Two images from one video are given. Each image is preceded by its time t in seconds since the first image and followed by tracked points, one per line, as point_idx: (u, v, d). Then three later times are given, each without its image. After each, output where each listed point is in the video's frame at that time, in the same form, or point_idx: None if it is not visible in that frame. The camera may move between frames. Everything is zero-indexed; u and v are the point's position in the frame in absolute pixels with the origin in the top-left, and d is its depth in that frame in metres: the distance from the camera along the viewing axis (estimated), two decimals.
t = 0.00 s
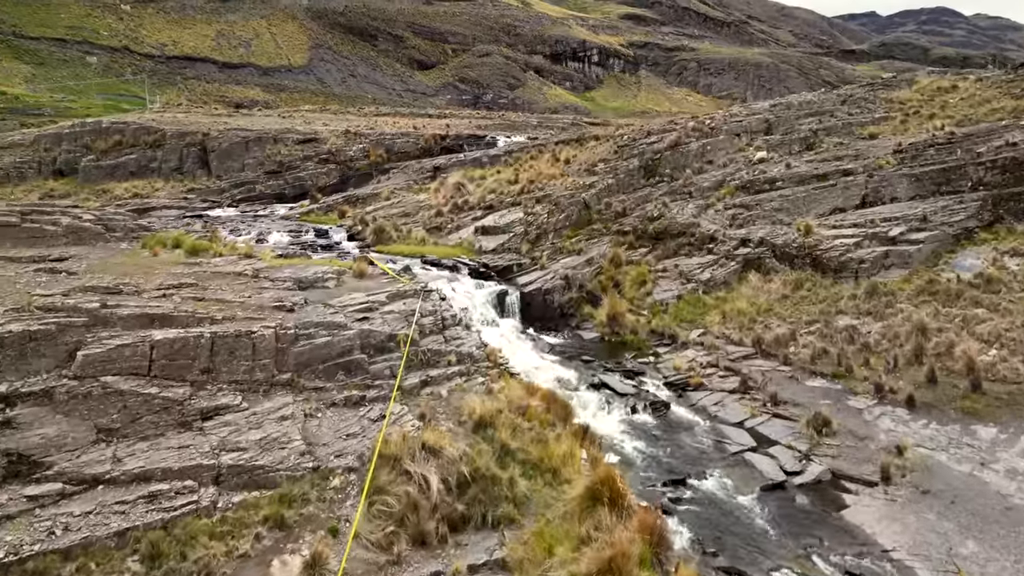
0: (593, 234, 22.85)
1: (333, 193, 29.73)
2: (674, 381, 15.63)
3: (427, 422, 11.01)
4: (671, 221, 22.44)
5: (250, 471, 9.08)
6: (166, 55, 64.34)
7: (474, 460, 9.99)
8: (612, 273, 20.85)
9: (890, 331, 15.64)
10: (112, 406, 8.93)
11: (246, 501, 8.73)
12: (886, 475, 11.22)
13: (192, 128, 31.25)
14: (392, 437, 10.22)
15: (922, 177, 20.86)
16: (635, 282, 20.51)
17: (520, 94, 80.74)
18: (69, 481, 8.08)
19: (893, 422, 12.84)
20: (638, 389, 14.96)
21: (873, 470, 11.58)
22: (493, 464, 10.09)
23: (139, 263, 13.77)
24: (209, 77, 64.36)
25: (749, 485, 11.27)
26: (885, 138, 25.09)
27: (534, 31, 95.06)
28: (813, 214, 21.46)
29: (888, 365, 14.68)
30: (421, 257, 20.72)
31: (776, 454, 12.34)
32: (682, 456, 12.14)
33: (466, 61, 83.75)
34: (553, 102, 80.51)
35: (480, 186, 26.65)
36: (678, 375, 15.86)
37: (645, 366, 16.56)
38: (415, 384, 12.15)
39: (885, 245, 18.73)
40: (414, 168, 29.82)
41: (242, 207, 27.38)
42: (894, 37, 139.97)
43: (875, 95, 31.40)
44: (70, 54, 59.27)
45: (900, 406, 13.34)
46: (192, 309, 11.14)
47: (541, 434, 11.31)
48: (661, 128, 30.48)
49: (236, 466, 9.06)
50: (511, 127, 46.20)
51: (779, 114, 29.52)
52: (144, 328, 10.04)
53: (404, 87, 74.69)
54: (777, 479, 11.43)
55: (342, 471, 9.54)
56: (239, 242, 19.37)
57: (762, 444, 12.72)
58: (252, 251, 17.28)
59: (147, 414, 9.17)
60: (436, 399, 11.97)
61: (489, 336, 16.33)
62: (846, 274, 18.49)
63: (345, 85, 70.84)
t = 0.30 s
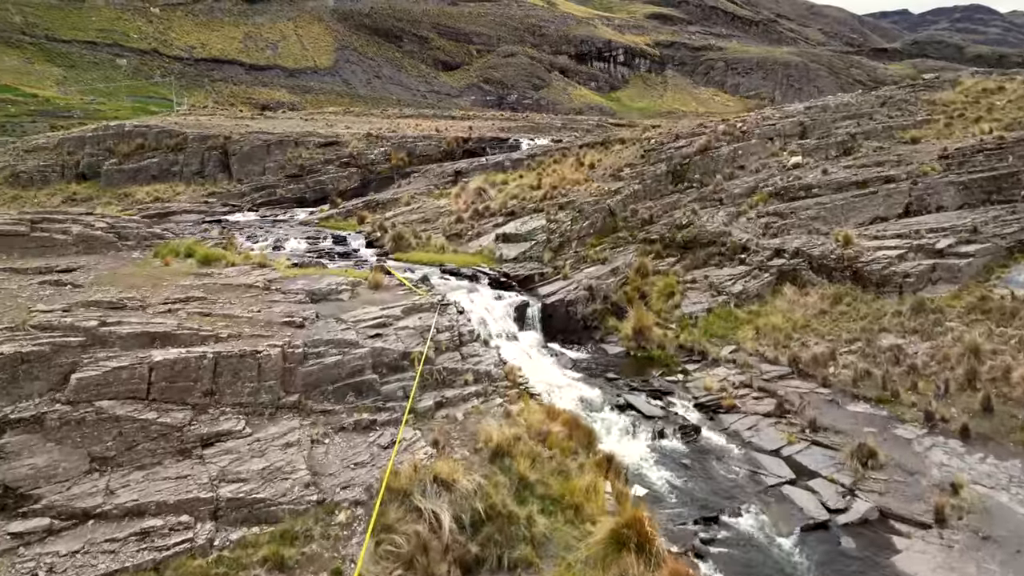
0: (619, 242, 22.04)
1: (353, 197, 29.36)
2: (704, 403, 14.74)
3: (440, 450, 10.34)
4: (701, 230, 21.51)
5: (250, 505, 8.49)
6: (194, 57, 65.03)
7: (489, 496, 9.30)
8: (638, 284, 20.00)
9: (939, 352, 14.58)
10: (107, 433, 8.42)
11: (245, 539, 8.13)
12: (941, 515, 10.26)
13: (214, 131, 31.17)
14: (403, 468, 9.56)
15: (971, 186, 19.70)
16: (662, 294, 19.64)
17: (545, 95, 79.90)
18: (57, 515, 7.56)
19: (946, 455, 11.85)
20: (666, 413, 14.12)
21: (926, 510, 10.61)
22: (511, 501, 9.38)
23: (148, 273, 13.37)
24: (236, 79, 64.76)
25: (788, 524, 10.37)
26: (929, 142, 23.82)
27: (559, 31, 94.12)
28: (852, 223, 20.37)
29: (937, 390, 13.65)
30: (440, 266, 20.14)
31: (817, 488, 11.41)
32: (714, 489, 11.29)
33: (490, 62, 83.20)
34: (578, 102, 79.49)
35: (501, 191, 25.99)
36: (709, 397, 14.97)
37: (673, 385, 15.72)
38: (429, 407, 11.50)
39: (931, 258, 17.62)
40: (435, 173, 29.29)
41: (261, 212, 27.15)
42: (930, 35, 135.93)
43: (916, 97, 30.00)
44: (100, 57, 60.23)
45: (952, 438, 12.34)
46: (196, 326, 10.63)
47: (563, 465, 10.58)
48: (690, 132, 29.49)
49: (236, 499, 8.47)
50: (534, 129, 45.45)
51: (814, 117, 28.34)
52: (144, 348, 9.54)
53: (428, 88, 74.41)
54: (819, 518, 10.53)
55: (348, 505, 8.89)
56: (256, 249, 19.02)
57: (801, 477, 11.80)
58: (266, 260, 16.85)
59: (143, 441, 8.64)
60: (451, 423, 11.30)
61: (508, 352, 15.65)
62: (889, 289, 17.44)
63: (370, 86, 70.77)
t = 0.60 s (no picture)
0: (645, 251, 21.18)
1: (373, 201, 28.91)
2: (737, 427, 13.86)
3: (454, 481, 9.67)
4: (732, 238, 20.53)
5: (247, 543, 7.88)
6: (222, 59, 65.58)
7: (506, 537, 8.65)
8: (665, 295, 19.13)
9: (994, 376, 13.48)
10: (98, 463, 7.91)
11: None
12: (1006, 565, 9.28)
13: (236, 134, 31.03)
14: (413, 502, 8.89)
15: None
16: (691, 306, 18.76)
17: (570, 95, 78.86)
18: (39, 555, 7.02)
19: (1006, 494, 10.84)
20: (696, 437, 13.27)
21: (985, 557, 9.66)
22: (528, 542, 8.72)
23: (156, 284, 12.96)
24: (263, 80, 65.04)
25: (832, 568, 9.51)
26: (977, 146, 22.49)
27: (585, 31, 93.02)
28: (895, 233, 19.22)
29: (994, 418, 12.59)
30: (460, 276, 19.54)
31: (863, 528, 10.51)
32: (749, 526, 10.47)
33: (515, 62, 82.50)
34: (603, 103, 78.31)
35: (524, 196, 25.28)
36: (742, 420, 14.06)
37: (703, 406, 14.87)
38: (444, 431, 10.84)
39: (983, 272, 16.44)
40: (456, 176, 28.70)
41: (280, 216, 26.88)
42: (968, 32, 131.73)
43: (962, 98, 28.51)
44: (130, 59, 61.05)
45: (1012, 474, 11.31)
46: (200, 344, 10.11)
47: (584, 497, 9.93)
48: (720, 135, 28.44)
49: (233, 537, 7.87)
50: (559, 131, 44.64)
51: (852, 120, 27.07)
52: (142, 369, 9.03)
53: (452, 89, 73.99)
54: (868, 564, 9.63)
55: (353, 543, 8.22)
56: (271, 257, 18.61)
57: (845, 514, 10.89)
58: (280, 269, 16.39)
59: (137, 471, 8.11)
60: (466, 450, 10.62)
61: (527, 368, 14.95)
62: (937, 305, 16.32)
63: (395, 87, 70.55)
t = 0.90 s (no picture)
0: (672, 260, 20.30)
1: (394, 205, 28.45)
2: (772, 454, 12.97)
3: (467, 517, 9.02)
4: (765, 248, 19.54)
5: None
6: (249, 61, 66.02)
7: None
8: (694, 307, 18.24)
9: None
10: (87, 496, 7.42)
11: None
12: None
13: (257, 137, 30.84)
14: (424, 542, 8.26)
15: None
16: (722, 319, 17.82)
17: (596, 95, 77.71)
18: None
19: None
20: (729, 465, 12.42)
21: None
22: None
23: (164, 296, 12.53)
24: (289, 82, 65.28)
25: None
26: None
27: (611, 30, 91.78)
28: (941, 244, 18.07)
29: None
30: (479, 286, 18.90)
31: (914, 574, 9.62)
32: (788, 572, 9.67)
33: (540, 62, 81.68)
34: (629, 103, 77.00)
35: (546, 202, 24.55)
36: (777, 446, 13.16)
37: (735, 429, 13.98)
38: (459, 460, 10.16)
39: None
40: (478, 180, 28.08)
41: (299, 221, 26.57)
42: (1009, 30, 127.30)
43: (1010, 98, 26.98)
44: (159, 61, 61.74)
45: None
46: (201, 363, 9.57)
47: (609, 534, 9.27)
48: (751, 138, 27.35)
49: None
50: (583, 133, 43.76)
51: (892, 122, 25.78)
52: (138, 393, 8.52)
53: (476, 90, 73.46)
54: None
55: None
56: (287, 265, 18.17)
57: (895, 559, 9.99)
58: (294, 278, 15.91)
59: (128, 504, 7.57)
60: (482, 480, 9.95)
61: (546, 387, 14.24)
62: (990, 323, 15.19)
63: (420, 88, 70.19)
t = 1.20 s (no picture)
0: (704, 271, 19.38)
1: (416, 210, 27.95)
2: (813, 487, 12.04)
3: (482, 559, 8.36)
4: (803, 259, 18.49)
5: None
6: (277, 63, 66.45)
7: None
8: (727, 322, 17.31)
9: None
10: (73, 535, 6.96)
11: None
12: None
13: (281, 141, 30.66)
14: None
15: None
16: (757, 335, 16.86)
17: (623, 95, 76.40)
18: None
19: None
20: (766, 498, 11.54)
21: None
22: None
23: (174, 309, 12.12)
24: (317, 83, 65.50)
25: None
26: None
27: (639, 29, 90.34)
28: (995, 257, 16.83)
29: None
30: (500, 297, 18.25)
31: None
32: None
33: (568, 62, 80.68)
34: (658, 103, 75.50)
35: (572, 208, 23.78)
36: (819, 477, 12.22)
37: (772, 456, 13.06)
38: (475, 493, 9.49)
39: None
40: (502, 185, 27.41)
41: (321, 225, 26.26)
42: None
43: None
44: (190, 63, 62.49)
45: None
46: (204, 386, 9.06)
47: None
48: (787, 142, 26.18)
49: None
50: (611, 135, 42.76)
51: (939, 125, 24.37)
52: (134, 421, 8.03)
53: (503, 90, 72.80)
54: None
55: None
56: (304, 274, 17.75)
57: None
58: (310, 288, 15.43)
59: (118, 544, 7.09)
60: (499, 516, 9.27)
61: (568, 408, 13.54)
62: None
63: (447, 89, 69.76)
